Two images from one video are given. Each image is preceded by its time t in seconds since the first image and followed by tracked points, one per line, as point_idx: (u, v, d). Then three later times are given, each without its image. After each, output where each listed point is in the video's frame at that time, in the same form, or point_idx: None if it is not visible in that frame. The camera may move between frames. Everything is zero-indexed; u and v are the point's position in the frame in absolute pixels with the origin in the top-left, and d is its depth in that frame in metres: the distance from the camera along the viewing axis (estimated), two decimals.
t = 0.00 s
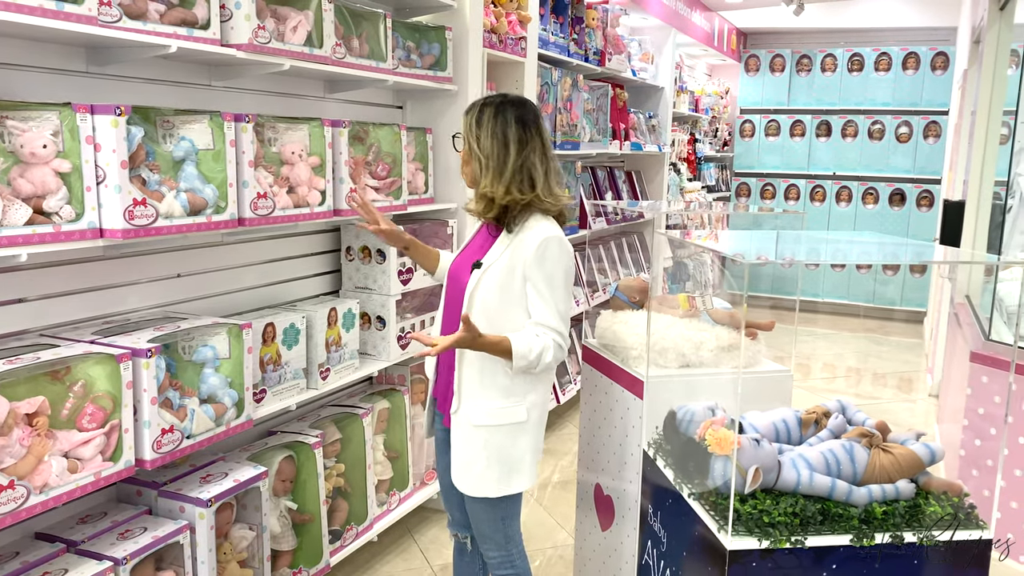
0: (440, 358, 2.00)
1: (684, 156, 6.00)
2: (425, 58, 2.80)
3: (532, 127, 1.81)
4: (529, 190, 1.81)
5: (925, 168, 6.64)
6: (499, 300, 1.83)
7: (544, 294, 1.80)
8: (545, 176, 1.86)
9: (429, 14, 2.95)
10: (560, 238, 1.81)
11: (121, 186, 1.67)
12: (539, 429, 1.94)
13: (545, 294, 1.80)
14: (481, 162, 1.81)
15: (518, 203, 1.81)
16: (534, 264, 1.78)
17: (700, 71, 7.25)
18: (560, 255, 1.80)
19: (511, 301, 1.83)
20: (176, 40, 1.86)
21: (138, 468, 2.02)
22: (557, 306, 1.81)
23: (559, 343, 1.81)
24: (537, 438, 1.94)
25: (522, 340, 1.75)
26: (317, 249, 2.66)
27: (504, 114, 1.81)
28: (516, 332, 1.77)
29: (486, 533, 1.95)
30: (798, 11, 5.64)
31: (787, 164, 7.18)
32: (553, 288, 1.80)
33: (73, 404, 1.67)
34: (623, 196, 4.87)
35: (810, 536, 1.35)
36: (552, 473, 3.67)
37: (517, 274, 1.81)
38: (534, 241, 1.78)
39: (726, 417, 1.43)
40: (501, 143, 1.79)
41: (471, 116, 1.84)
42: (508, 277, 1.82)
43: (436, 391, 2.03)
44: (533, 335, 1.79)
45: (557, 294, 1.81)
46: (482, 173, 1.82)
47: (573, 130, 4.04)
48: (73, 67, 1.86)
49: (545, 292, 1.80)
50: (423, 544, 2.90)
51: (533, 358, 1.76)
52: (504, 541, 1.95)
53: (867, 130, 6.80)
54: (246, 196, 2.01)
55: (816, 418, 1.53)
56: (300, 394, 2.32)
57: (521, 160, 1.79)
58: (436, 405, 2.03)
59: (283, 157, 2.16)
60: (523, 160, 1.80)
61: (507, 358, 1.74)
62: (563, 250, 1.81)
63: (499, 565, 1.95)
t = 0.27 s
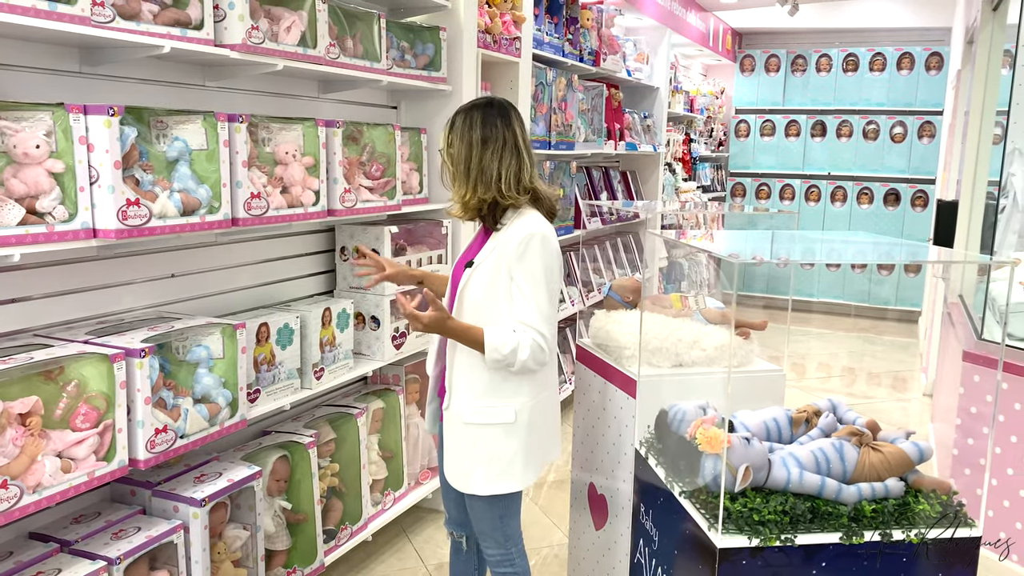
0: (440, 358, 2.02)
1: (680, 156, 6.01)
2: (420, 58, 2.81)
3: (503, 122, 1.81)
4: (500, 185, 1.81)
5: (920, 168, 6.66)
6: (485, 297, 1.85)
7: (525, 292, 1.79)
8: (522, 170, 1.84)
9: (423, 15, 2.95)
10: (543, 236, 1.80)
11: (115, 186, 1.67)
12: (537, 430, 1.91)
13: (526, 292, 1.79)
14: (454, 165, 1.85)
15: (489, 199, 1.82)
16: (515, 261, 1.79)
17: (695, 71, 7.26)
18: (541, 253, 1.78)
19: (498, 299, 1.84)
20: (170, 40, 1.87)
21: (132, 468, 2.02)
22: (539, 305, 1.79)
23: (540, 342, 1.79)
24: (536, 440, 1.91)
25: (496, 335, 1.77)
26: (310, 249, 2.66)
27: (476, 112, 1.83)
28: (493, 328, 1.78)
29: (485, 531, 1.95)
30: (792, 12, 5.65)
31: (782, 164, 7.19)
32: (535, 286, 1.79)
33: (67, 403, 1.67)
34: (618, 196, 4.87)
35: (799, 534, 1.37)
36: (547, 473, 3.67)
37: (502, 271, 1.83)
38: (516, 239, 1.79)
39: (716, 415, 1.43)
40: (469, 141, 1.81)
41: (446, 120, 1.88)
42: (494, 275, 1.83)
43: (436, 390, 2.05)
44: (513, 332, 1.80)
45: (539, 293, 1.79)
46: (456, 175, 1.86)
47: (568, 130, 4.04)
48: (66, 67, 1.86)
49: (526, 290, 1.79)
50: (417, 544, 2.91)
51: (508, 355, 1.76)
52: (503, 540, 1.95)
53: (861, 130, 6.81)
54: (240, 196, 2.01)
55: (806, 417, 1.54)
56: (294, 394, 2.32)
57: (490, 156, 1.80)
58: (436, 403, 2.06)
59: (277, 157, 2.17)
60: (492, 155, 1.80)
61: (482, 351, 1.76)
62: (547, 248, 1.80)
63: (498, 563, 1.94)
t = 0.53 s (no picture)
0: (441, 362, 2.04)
1: (674, 156, 6.01)
2: (413, 58, 2.81)
3: (479, 122, 1.85)
4: (477, 182, 1.85)
5: (914, 168, 6.68)
6: (473, 298, 1.87)
7: (508, 291, 1.79)
8: (501, 167, 1.88)
9: (416, 15, 2.96)
10: (523, 234, 1.79)
11: (106, 186, 1.68)
12: (536, 427, 1.90)
13: (508, 291, 1.79)
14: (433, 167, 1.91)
15: (468, 197, 1.87)
16: (496, 262, 1.79)
17: (690, 71, 7.28)
18: (521, 251, 1.78)
19: (487, 299, 1.85)
20: (162, 40, 1.87)
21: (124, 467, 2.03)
22: (523, 304, 1.78)
23: (526, 340, 1.78)
24: (536, 436, 1.90)
25: (480, 336, 1.79)
26: (303, 249, 2.67)
27: (454, 114, 1.88)
28: (478, 329, 1.81)
29: (484, 528, 1.96)
30: (786, 12, 5.66)
31: (777, 164, 7.20)
32: (517, 285, 1.78)
33: (59, 402, 1.68)
34: (612, 196, 4.88)
35: (784, 531, 1.38)
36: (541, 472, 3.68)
37: (486, 272, 1.84)
38: (495, 239, 1.80)
39: (701, 412, 1.44)
40: (446, 141, 1.86)
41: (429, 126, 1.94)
42: (480, 276, 1.85)
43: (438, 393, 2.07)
44: (498, 331, 1.80)
45: (523, 291, 1.78)
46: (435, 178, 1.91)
47: (562, 130, 4.06)
48: (57, 67, 1.86)
49: (509, 289, 1.79)
50: (411, 543, 2.92)
51: (491, 354, 1.78)
52: (502, 537, 1.95)
53: (856, 130, 6.83)
54: (231, 195, 2.02)
55: (793, 415, 1.55)
56: (286, 393, 2.32)
57: (466, 155, 1.85)
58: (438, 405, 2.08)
59: (269, 157, 2.17)
60: (468, 154, 1.84)
61: (467, 350, 1.80)
62: (527, 246, 1.79)
63: (496, 560, 1.95)
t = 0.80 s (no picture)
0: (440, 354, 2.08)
1: (669, 155, 6.02)
2: (403, 57, 2.82)
3: (457, 124, 1.90)
4: (458, 182, 1.89)
5: (908, 168, 6.69)
6: (461, 294, 1.87)
7: (494, 285, 1.79)
8: (482, 166, 1.92)
9: (407, 14, 2.96)
10: (507, 227, 1.80)
11: (93, 184, 1.68)
12: (529, 419, 1.90)
13: (494, 285, 1.79)
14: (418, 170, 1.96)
15: (450, 198, 1.91)
16: (481, 256, 1.80)
17: (684, 71, 7.29)
18: (506, 243, 1.78)
19: (475, 295, 1.86)
20: (149, 39, 1.87)
21: (113, 465, 2.03)
22: (510, 297, 1.79)
23: (514, 333, 1.79)
24: (527, 431, 1.90)
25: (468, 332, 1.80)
26: (293, 248, 2.67)
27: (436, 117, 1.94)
28: (467, 325, 1.81)
29: (473, 525, 1.96)
30: (780, 12, 5.68)
31: (772, 163, 7.22)
32: (503, 279, 1.79)
33: (45, 400, 1.68)
34: (606, 195, 4.89)
35: (765, 526, 1.39)
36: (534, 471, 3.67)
37: (473, 267, 1.85)
38: (480, 234, 1.81)
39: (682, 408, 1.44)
40: (427, 145, 1.91)
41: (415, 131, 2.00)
42: (467, 272, 1.85)
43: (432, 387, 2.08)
44: (487, 326, 1.80)
45: (509, 283, 1.79)
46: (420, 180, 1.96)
47: (555, 130, 4.07)
48: (45, 66, 1.86)
49: (496, 283, 1.79)
50: (402, 542, 2.92)
51: (479, 349, 1.78)
52: (491, 534, 1.96)
53: (850, 130, 6.84)
54: (219, 194, 2.02)
55: (776, 411, 1.56)
56: (276, 392, 2.33)
57: (446, 156, 1.89)
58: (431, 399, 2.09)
59: (258, 156, 2.18)
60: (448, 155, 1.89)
61: (456, 346, 1.80)
62: (512, 238, 1.80)
63: (485, 556, 1.97)
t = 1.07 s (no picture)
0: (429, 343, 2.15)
1: (662, 154, 6.03)
2: (391, 56, 2.82)
3: (449, 121, 1.92)
4: (445, 178, 1.91)
5: (901, 167, 6.71)
6: (444, 284, 1.88)
7: (478, 276, 1.80)
8: (470, 163, 1.93)
9: (396, 12, 2.97)
10: (491, 218, 1.81)
11: (76, 181, 1.69)
12: (505, 409, 1.91)
13: (478, 275, 1.80)
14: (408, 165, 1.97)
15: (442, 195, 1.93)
16: (465, 246, 1.81)
17: (678, 71, 7.30)
18: (489, 234, 1.79)
19: (459, 285, 1.87)
20: (133, 36, 1.88)
21: (98, 462, 2.03)
22: (493, 288, 1.80)
23: (496, 323, 1.80)
24: (506, 421, 1.91)
25: (451, 321, 1.80)
26: (282, 245, 2.68)
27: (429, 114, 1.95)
28: (450, 314, 1.82)
29: (453, 515, 1.97)
30: (772, 11, 5.69)
31: (766, 163, 7.23)
32: (487, 269, 1.80)
33: (28, 396, 1.69)
34: (599, 194, 4.90)
35: (740, 519, 1.41)
36: (525, 468, 3.67)
37: (457, 257, 1.86)
38: (465, 225, 1.82)
39: (660, 401, 1.45)
40: (419, 141, 1.93)
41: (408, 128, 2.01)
42: (451, 262, 1.86)
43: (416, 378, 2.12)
44: (469, 316, 1.81)
45: (493, 274, 1.80)
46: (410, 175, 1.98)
47: (546, 128, 4.07)
48: (30, 63, 1.87)
49: (480, 273, 1.80)
50: (391, 539, 2.93)
51: (462, 338, 1.79)
52: (471, 525, 1.96)
53: (843, 129, 6.85)
54: (204, 191, 2.03)
55: (755, 406, 1.57)
56: (263, 388, 2.34)
57: (436, 153, 1.91)
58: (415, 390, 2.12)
59: (244, 153, 2.19)
60: (439, 152, 1.90)
61: (439, 336, 1.81)
62: (495, 229, 1.81)
63: (466, 548, 1.97)
